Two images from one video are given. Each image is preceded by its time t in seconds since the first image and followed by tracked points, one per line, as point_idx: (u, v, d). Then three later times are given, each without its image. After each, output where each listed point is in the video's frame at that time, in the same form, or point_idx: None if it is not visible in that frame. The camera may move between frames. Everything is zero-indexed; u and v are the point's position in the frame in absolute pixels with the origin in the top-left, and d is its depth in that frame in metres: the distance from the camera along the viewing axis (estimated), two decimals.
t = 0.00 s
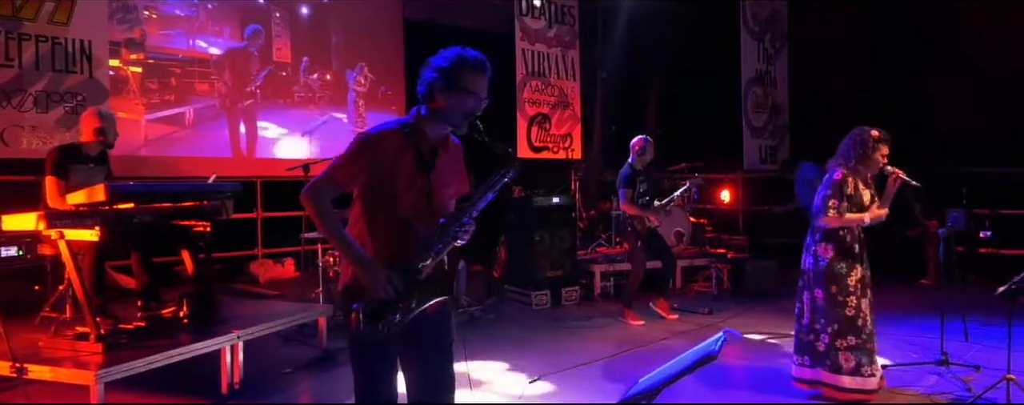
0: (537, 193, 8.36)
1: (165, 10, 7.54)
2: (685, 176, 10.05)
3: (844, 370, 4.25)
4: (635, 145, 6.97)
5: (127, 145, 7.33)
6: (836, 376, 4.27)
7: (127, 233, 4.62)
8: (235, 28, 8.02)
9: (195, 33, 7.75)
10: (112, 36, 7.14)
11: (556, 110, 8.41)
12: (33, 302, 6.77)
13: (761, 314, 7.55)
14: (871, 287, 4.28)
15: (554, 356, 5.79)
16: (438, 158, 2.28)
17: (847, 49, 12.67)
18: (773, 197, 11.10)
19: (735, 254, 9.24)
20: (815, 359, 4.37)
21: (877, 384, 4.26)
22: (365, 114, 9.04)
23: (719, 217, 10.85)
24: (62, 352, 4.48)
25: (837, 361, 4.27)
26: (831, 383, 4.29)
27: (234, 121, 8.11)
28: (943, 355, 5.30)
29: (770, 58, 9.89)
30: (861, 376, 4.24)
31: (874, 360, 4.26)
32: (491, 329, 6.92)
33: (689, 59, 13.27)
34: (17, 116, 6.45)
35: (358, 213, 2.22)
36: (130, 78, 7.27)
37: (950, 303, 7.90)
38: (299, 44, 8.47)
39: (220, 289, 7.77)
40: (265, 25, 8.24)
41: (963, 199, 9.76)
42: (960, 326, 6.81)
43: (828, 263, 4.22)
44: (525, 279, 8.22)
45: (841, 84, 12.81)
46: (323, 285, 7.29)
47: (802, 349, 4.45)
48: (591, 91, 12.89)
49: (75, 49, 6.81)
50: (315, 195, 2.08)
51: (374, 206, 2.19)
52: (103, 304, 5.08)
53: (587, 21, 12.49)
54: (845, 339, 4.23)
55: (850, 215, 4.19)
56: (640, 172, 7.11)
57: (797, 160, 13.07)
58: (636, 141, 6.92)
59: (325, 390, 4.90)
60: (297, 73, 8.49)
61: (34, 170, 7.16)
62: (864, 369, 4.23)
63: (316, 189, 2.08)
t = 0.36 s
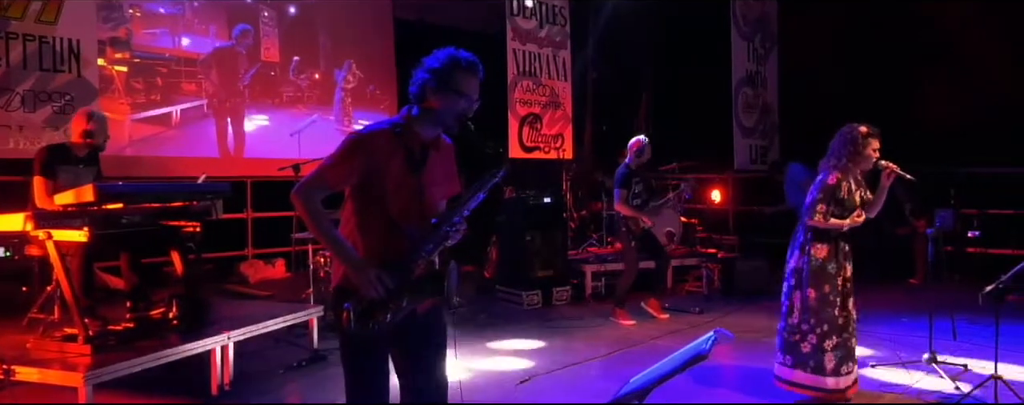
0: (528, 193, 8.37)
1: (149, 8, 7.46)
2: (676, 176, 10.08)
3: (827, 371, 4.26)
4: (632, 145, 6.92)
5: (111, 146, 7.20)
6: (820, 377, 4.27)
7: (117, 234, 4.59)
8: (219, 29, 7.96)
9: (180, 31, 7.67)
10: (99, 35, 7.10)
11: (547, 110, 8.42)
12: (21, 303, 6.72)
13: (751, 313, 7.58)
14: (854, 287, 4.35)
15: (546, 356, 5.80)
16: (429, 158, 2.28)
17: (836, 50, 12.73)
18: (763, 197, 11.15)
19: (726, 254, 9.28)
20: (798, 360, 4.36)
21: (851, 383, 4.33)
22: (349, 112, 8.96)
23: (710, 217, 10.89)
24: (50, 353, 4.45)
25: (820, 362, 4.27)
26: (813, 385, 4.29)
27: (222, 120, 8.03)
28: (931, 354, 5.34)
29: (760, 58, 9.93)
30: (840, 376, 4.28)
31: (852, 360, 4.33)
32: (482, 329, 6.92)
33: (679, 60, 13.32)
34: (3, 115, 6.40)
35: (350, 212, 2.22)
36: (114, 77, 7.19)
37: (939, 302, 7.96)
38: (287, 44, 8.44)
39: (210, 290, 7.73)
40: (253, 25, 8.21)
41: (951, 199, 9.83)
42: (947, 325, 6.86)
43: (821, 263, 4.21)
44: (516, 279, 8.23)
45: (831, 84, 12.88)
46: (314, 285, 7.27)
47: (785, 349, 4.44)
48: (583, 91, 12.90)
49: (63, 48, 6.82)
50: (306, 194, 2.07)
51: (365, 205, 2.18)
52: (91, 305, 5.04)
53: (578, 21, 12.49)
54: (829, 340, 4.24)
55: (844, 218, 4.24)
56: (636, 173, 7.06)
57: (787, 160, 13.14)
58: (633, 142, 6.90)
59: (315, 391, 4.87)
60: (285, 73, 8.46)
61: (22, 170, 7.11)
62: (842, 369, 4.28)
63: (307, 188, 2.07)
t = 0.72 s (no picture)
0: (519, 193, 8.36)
1: (133, 6, 7.38)
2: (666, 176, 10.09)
3: (820, 374, 4.32)
4: (638, 146, 6.87)
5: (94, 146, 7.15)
6: (814, 381, 4.32)
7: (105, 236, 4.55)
8: (204, 28, 7.89)
9: (164, 30, 7.60)
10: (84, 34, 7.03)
11: (538, 110, 8.42)
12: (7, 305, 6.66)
13: (741, 313, 7.61)
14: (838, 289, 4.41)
15: (537, 356, 5.80)
16: (420, 157, 2.27)
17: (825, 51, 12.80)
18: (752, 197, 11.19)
19: (715, 253, 9.31)
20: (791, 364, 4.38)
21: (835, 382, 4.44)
22: (337, 112, 8.92)
23: (701, 217, 10.93)
24: (37, 355, 4.40)
25: (815, 366, 4.32)
26: (807, 389, 4.31)
27: (208, 120, 7.97)
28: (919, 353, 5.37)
29: (750, 59, 9.97)
30: (828, 377, 4.37)
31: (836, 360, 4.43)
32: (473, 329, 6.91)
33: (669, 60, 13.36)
34: None
35: (340, 212, 2.21)
36: (98, 77, 7.11)
37: (926, 302, 8.02)
38: (274, 44, 8.40)
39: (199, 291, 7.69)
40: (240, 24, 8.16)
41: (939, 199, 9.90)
42: (935, 324, 6.91)
43: (811, 267, 4.24)
44: (507, 279, 8.22)
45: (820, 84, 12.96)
46: (304, 286, 7.24)
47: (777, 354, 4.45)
48: (573, 91, 12.91)
49: (50, 48, 6.76)
50: (296, 196, 2.07)
51: (355, 205, 2.18)
52: (79, 306, 5.00)
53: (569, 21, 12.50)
54: (821, 344, 4.30)
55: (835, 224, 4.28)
56: (636, 173, 7.04)
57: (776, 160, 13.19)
58: (637, 142, 6.87)
59: (305, 392, 4.85)
60: (272, 72, 8.41)
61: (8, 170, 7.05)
62: (831, 370, 4.37)
63: (296, 188, 2.07)
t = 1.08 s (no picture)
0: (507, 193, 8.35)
1: (111, 4, 7.26)
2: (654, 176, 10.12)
3: (808, 378, 4.34)
4: (633, 147, 6.91)
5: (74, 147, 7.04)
6: (801, 385, 4.35)
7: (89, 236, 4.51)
8: (187, 26, 7.84)
9: (145, 28, 7.52)
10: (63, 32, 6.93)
11: (526, 110, 8.42)
12: None
13: (728, 312, 7.65)
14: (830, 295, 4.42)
15: (525, 356, 5.79)
16: (408, 158, 2.27)
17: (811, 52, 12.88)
18: (739, 196, 11.25)
19: (702, 253, 9.35)
20: (778, 367, 4.42)
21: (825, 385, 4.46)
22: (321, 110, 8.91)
23: (688, 217, 10.98)
24: (19, 357, 4.35)
25: (802, 370, 4.35)
26: (792, 390, 4.36)
27: (190, 121, 7.88)
28: (903, 351, 5.42)
29: (737, 59, 10.01)
30: (817, 381, 4.39)
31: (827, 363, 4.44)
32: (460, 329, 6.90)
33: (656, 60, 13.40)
34: None
35: (327, 212, 2.21)
36: (75, 76, 7.00)
37: (911, 300, 8.10)
38: (257, 44, 8.35)
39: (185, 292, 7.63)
40: (224, 23, 8.09)
41: (923, 199, 10.00)
42: (919, 323, 6.98)
43: (798, 272, 4.27)
44: (495, 279, 8.22)
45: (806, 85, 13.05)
46: (291, 286, 7.20)
47: (765, 356, 4.49)
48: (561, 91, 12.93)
49: (33, 47, 6.71)
50: (282, 196, 2.06)
51: (342, 205, 2.17)
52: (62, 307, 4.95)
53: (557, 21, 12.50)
54: (809, 348, 4.32)
55: (823, 229, 4.29)
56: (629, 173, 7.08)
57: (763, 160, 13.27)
58: (633, 143, 6.92)
59: (292, 392, 4.83)
60: (257, 71, 8.38)
61: None
62: (821, 375, 4.38)
63: (283, 188, 2.05)
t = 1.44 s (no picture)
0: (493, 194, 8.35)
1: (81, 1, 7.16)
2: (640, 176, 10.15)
3: (799, 377, 4.37)
4: (593, 146, 7.00)
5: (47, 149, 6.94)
6: (792, 383, 4.38)
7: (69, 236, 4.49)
8: (162, 23, 7.76)
9: (119, 26, 7.43)
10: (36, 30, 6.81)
11: (511, 111, 8.42)
12: None
13: (712, 312, 7.69)
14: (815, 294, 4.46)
15: (510, 356, 5.80)
16: (392, 159, 2.26)
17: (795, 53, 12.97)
18: (723, 196, 11.30)
19: (687, 253, 9.39)
20: (769, 367, 4.43)
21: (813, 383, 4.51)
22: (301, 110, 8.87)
23: (673, 217, 11.03)
24: None
25: (794, 370, 4.36)
26: (787, 390, 4.39)
27: (168, 121, 7.82)
28: (885, 349, 5.47)
29: (721, 60, 10.06)
30: (808, 380, 4.42)
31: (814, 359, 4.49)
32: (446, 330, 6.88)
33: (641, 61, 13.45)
34: None
35: (311, 214, 2.20)
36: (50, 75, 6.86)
37: (893, 299, 8.17)
38: (237, 42, 8.31)
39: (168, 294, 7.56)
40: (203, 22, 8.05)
41: (904, 199, 10.10)
42: (901, 321, 7.05)
43: (784, 272, 4.30)
44: (481, 279, 8.22)
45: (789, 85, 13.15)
46: (275, 287, 7.15)
47: (756, 357, 4.49)
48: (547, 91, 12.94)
49: (13, 46, 6.52)
50: (265, 196, 2.04)
51: (326, 205, 2.16)
52: (42, 309, 4.89)
53: (543, 21, 12.50)
54: (799, 347, 4.34)
55: (809, 230, 4.32)
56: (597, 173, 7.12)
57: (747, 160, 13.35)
58: (592, 142, 6.96)
59: (276, 394, 4.80)
60: (237, 72, 8.33)
61: None
62: (811, 374, 4.41)
63: (266, 188, 2.04)
